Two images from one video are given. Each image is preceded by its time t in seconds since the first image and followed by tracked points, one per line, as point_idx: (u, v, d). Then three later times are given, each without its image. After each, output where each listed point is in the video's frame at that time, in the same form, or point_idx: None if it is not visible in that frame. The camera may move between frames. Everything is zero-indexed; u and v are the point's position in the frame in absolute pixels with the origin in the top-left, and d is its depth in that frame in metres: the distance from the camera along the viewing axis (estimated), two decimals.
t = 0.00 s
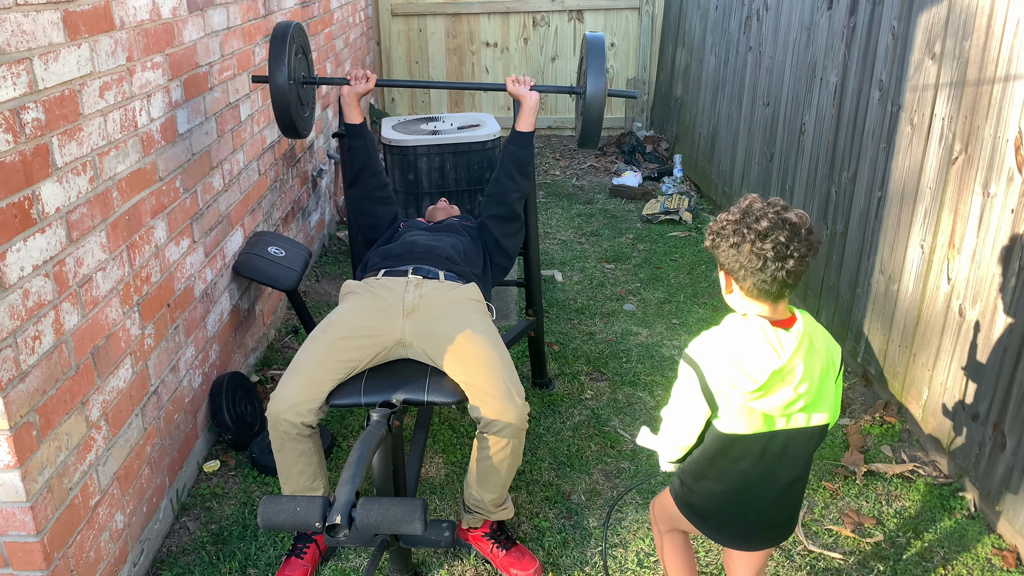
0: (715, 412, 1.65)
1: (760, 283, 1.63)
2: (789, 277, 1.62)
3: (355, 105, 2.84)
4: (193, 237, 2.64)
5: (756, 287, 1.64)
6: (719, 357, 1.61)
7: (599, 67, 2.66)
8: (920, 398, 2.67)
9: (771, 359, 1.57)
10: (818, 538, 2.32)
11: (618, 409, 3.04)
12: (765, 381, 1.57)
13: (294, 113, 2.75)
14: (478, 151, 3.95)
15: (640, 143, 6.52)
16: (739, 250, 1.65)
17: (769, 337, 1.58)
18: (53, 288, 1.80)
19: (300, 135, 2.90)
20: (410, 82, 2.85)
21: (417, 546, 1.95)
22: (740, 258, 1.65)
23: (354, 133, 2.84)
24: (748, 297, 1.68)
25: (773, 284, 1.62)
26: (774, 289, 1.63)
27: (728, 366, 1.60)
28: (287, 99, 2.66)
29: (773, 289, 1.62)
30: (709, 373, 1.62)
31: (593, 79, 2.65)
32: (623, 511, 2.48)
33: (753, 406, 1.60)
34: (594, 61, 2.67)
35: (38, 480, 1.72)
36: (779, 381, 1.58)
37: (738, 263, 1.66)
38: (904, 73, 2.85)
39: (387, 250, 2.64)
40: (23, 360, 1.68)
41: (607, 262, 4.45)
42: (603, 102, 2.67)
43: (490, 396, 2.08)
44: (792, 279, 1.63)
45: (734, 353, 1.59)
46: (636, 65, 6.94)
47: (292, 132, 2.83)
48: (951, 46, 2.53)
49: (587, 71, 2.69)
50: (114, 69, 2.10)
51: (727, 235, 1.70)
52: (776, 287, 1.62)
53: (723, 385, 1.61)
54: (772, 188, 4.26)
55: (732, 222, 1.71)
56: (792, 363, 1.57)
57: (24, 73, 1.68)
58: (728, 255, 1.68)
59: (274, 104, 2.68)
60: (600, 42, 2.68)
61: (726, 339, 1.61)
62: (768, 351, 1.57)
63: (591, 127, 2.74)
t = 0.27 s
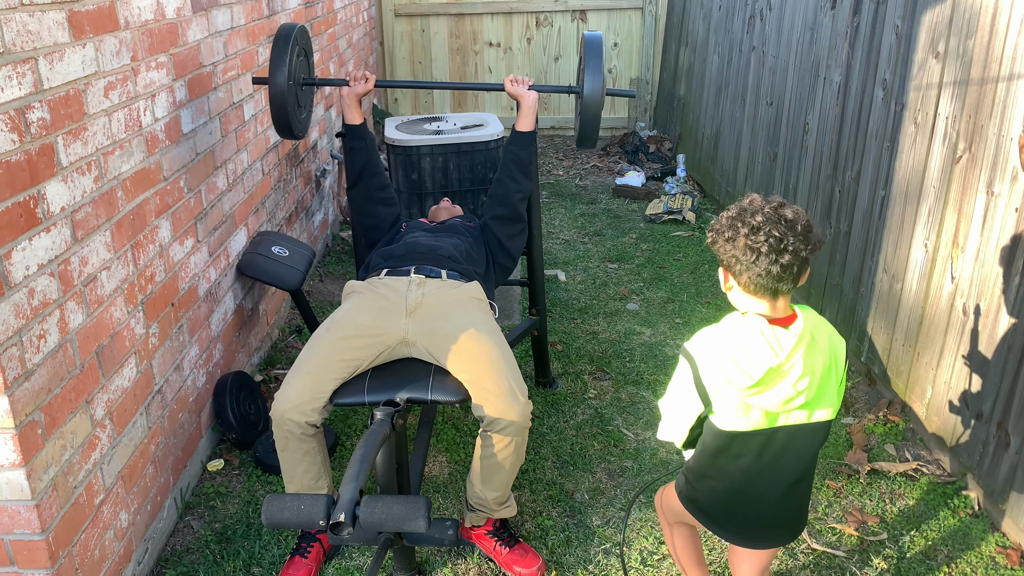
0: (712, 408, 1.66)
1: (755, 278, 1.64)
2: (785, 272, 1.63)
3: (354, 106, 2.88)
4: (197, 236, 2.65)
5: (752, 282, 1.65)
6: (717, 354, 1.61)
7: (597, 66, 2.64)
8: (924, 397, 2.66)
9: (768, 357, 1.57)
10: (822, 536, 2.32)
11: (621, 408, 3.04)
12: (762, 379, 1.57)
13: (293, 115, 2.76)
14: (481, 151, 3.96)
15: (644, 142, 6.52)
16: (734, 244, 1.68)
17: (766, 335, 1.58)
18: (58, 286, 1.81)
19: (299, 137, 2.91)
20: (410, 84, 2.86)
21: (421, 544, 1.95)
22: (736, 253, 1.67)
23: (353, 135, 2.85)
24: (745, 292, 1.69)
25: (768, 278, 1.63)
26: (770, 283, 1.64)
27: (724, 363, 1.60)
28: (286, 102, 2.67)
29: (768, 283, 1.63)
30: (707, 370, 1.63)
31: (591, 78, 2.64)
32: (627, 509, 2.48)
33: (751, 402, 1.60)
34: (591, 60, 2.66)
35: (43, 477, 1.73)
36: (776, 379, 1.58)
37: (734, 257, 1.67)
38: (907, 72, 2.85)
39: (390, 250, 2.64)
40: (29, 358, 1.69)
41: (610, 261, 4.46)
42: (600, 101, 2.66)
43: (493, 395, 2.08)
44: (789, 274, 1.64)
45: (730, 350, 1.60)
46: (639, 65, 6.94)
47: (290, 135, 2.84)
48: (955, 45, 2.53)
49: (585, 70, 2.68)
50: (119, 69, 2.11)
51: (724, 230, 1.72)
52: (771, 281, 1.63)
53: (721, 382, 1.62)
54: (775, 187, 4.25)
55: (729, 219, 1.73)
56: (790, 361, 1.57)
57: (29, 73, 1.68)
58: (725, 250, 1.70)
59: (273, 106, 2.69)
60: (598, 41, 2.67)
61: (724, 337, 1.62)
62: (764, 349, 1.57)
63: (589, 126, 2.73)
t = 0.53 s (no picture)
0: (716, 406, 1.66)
1: (755, 273, 1.65)
2: (784, 269, 1.63)
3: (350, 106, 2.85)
4: (196, 232, 2.65)
5: (753, 278, 1.65)
6: (720, 352, 1.62)
7: (591, 59, 2.61)
8: (923, 392, 2.67)
9: (770, 352, 1.57)
10: (821, 532, 2.33)
11: (620, 404, 3.04)
12: (767, 375, 1.57)
13: (288, 113, 2.76)
14: (480, 146, 3.95)
15: (643, 138, 6.52)
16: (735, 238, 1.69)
17: (768, 330, 1.59)
18: (57, 282, 1.81)
19: (294, 135, 2.90)
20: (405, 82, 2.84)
21: (420, 540, 1.95)
22: (738, 248, 1.68)
23: (348, 132, 2.86)
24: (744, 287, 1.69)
25: (767, 274, 1.64)
26: (770, 279, 1.64)
27: (728, 360, 1.61)
28: (279, 100, 2.66)
29: (767, 279, 1.64)
30: (710, 368, 1.63)
31: (585, 73, 2.61)
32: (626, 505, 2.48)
33: (755, 398, 1.60)
34: (586, 54, 2.62)
35: (42, 473, 1.73)
36: (780, 374, 1.58)
37: (735, 253, 1.69)
38: (907, 67, 2.85)
39: (389, 246, 2.64)
40: (28, 354, 1.68)
41: (609, 257, 4.45)
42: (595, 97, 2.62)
43: (493, 391, 2.08)
44: (789, 270, 1.64)
45: (733, 348, 1.60)
46: (638, 60, 6.93)
47: (286, 133, 2.84)
48: (955, 40, 2.53)
49: (580, 64, 2.64)
50: (118, 64, 2.11)
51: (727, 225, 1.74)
52: (771, 277, 1.63)
53: (725, 380, 1.61)
54: (774, 183, 4.25)
55: (730, 216, 1.75)
56: (793, 355, 1.58)
57: (27, 67, 1.68)
58: (727, 245, 1.72)
59: (267, 105, 2.68)
60: (593, 35, 2.63)
61: (726, 335, 1.62)
62: (767, 345, 1.58)
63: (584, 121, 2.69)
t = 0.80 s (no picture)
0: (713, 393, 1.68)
1: (757, 268, 1.65)
2: (785, 263, 1.65)
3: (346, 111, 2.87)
4: (199, 232, 2.64)
5: (756, 272, 1.66)
6: (714, 340, 1.63)
7: (591, 65, 2.62)
8: (926, 391, 2.67)
9: (763, 339, 1.58)
10: (825, 531, 2.33)
11: (623, 403, 3.04)
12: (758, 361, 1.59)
13: (285, 119, 2.77)
14: (482, 146, 3.95)
15: (644, 138, 6.51)
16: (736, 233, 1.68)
17: (760, 318, 1.60)
18: (60, 282, 1.81)
19: (291, 142, 2.92)
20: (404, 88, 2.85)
21: (424, 539, 1.95)
22: (739, 243, 1.67)
23: (343, 141, 2.86)
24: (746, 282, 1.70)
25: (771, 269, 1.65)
26: (772, 273, 1.65)
27: (720, 348, 1.62)
28: (277, 108, 2.67)
29: (770, 273, 1.65)
30: (706, 356, 1.64)
31: (586, 78, 2.61)
32: (629, 504, 2.48)
33: (749, 386, 1.61)
34: (586, 58, 2.63)
35: (46, 473, 1.73)
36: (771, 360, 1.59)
37: (737, 247, 1.67)
38: (909, 66, 2.84)
39: (391, 247, 2.64)
40: (32, 354, 1.68)
41: (611, 256, 4.45)
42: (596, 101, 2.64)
43: (496, 390, 2.08)
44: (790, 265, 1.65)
45: (726, 336, 1.61)
46: (639, 59, 6.93)
47: (283, 140, 2.85)
48: (957, 39, 2.52)
49: (580, 68, 2.65)
50: (120, 64, 2.10)
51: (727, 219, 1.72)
52: (774, 271, 1.64)
53: (720, 368, 1.63)
54: (776, 182, 4.25)
55: (732, 210, 1.73)
56: (785, 342, 1.58)
57: (30, 67, 1.68)
58: (727, 240, 1.70)
59: (265, 112, 2.70)
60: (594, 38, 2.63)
61: (719, 323, 1.63)
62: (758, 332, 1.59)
63: (584, 127, 2.70)
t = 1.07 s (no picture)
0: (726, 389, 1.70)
1: (752, 264, 1.67)
2: (779, 255, 1.67)
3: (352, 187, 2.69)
4: (203, 231, 2.65)
5: (750, 268, 1.68)
6: (714, 339, 1.67)
7: (587, 143, 2.58)
8: (931, 390, 2.66)
9: (759, 330, 1.62)
10: (829, 529, 2.32)
11: (627, 402, 3.04)
12: (758, 354, 1.61)
13: (292, 200, 2.73)
14: (486, 144, 3.95)
15: (648, 136, 6.51)
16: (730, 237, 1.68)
17: (755, 311, 1.63)
18: (66, 281, 1.81)
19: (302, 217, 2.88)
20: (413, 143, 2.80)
21: (429, 537, 1.95)
22: (732, 243, 1.68)
23: (334, 211, 2.63)
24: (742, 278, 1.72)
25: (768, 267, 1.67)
26: (766, 267, 1.67)
27: (720, 345, 1.66)
28: (285, 188, 2.64)
29: (765, 268, 1.67)
30: (709, 355, 1.68)
31: (583, 153, 2.57)
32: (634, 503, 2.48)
33: (756, 376, 1.64)
34: (582, 135, 2.59)
35: (53, 471, 1.73)
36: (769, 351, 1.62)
37: (732, 249, 1.68)
38: (914, 64, 2.84)
39: (395, 246, 2.65)
40: (38, 352, 1.69)
41: (615, 255, 4.45)
42: (592, 177, 2.60)
43: (501, 387, 2.08)
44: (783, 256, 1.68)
45: (723, 333, 1.66)
46: (642, 58, 6.93)
47: (292, 216, 2.81)
48: (963, 37, 2.52)
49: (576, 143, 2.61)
50: (125, 63, 2.11)
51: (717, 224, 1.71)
52: (769, 265, 1.67)
53: (724, 364, 1.66)
54: (780, 180, 4.25)
55: (720, 209, 1.73)
56: (782, 330, 1.61)
57: (36, 67, 1.68)
58: (719, 242, 1.70)
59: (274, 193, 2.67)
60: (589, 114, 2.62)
61: (716, 322, 1.68)
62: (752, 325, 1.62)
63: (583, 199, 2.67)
